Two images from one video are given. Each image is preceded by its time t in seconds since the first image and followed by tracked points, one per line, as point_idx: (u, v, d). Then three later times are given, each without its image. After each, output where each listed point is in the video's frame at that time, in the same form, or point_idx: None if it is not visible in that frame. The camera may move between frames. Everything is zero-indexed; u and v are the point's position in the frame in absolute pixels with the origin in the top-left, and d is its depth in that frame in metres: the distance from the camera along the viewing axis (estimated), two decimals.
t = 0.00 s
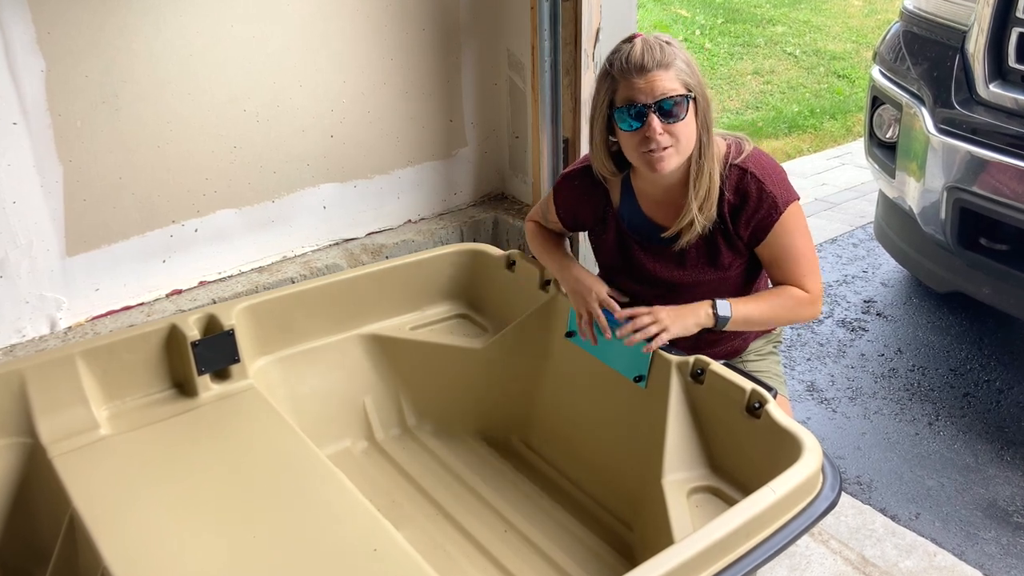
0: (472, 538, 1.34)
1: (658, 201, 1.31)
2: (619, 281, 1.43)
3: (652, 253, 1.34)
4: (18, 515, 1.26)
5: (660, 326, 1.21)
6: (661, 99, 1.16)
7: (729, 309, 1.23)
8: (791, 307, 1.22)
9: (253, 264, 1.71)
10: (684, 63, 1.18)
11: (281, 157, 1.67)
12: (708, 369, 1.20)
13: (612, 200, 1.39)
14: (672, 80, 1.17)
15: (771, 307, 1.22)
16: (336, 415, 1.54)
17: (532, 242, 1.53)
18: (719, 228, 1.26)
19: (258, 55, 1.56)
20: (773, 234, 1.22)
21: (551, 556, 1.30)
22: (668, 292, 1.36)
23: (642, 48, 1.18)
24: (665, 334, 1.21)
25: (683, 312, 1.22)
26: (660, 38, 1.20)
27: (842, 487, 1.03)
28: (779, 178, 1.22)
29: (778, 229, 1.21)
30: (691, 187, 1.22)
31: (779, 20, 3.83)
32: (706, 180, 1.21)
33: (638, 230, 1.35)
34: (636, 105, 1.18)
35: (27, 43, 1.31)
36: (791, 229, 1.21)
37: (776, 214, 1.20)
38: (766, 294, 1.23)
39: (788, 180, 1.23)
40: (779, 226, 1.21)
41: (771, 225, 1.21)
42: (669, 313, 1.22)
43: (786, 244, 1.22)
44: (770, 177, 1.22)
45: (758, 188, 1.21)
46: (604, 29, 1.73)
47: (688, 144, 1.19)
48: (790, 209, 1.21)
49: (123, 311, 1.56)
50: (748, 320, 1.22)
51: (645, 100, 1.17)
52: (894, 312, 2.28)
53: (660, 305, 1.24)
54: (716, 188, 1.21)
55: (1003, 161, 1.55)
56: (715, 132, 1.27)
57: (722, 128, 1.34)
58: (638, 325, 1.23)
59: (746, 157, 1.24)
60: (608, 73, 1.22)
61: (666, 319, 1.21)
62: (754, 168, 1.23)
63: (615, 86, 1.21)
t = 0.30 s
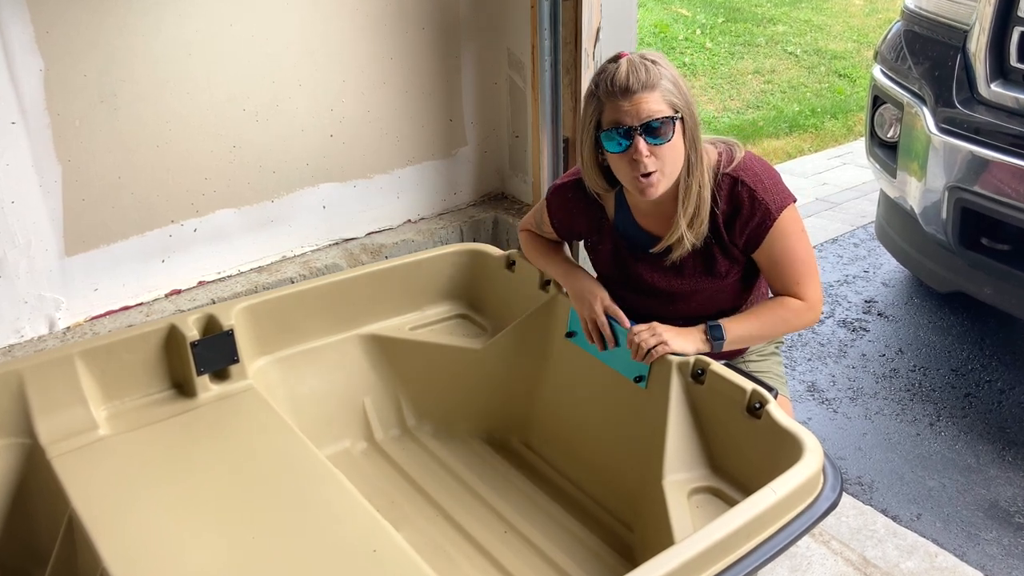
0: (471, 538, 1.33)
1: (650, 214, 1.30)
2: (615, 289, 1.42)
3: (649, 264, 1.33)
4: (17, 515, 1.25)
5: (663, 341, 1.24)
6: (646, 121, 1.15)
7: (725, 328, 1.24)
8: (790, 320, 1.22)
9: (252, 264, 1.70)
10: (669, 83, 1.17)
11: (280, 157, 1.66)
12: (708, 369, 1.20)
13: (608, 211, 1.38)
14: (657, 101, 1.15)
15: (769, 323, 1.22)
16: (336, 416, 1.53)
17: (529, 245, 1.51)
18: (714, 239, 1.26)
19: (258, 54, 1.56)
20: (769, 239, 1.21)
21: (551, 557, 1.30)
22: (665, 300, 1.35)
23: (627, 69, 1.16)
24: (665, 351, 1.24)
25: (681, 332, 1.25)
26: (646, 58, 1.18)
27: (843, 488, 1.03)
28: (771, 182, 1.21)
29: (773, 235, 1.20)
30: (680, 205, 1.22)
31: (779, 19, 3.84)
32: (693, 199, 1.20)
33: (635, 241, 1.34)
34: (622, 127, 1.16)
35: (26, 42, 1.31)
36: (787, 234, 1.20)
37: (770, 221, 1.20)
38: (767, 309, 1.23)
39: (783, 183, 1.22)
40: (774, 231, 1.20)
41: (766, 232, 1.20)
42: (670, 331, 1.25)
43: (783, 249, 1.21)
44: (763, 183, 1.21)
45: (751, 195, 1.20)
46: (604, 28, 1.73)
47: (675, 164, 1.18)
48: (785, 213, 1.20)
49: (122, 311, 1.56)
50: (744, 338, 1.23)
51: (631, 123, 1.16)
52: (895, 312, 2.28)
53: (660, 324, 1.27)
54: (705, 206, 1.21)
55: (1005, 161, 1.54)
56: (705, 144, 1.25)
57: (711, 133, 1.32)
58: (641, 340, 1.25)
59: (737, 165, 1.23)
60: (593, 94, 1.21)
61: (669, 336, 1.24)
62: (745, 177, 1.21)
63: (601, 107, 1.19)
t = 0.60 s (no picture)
0: (471, 539, 1.33)
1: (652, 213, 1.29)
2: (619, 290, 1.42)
3: (653, 264, 1.33)
4: (15, 517, 1.25)
5: (664, 342, 1.23)
6: (641, 124, 1.15)
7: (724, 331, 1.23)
8: (791, 321, 1.22)
9: (251, 264, 1.70)
10: (666, 84, 1.16)
11: (279, 156, 1.66)
12: (709, 370, 1.20)
13: (611, 213, 1.38)
14: (652, 104, 1.14)
15: (769, 324, 1.22)
16: (335, 416, 1.53)
17: (528, 246, 1.51)
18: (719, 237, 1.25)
19: (257, 54, 1.55)
20: (773, 236, 1.20)
21: (551, 558, 1.29)
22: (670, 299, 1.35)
23: (622, 72, 1.16)
24: (666, 351, 1.23)
25: (681, 333, 1.25)
26: (642, 59, 1.17)
27: (844, 488, 1.02)
28: (777, 178, 1.20)
29: (778, 231, 1.19)
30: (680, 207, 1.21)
31: (780, 18, 3.84)
32: (692, 200, 1.19)
33: (638, 242, 1.34)
34: (618, 131, 1.17)
35: (24, 41, 1.30)
36: (790, 231, 1.19)
37: (775, 217, 1.19)
38: (767, 308, 1.23)
39: (788, 179, 1.21)
40: (778, 228, 1.19)
41: (771, 228, 1.20)
42: (671, 332, 1.24)
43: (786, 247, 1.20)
44: (768, 179, 1.20)
45: (755, 191, 1.20)
46: (604, 28, 1.72)
47: (674, 166, 1.17)
48: (790, 210, 1.19)
49: (120, 311, 1.55)
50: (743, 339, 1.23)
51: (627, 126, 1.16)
52: (896, 312, 2.27)
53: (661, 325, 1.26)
54: (705, 207, 1.20)
55: (1007, 161, 1.53)
56: (707, 143, 1.25)
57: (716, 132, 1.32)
58: (641, 340, 1.24)
59: (742, 161, 1.23)
60: (592, 97, 1.21)
61: (669, 337, 1.23)
62: (750, 174, 1.21)
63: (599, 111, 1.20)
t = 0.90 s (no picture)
0: (471, 540, 1.32)
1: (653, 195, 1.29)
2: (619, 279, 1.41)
3: (654, 250, 1.32)
4: (13, 518, 1.24)
5: (664, 343, 1.23)
6: (637, 103, 1.15)
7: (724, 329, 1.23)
8: (791, 313, 1.22)
9: (250, 264, 1.69)
10: (668, 64, 1.15)
11: (278, 156, 1.65)
12: (709, 371, 1.19)
13: (613, 199, 1.37)
14: (650, 84, 1.14)
15: (771, 318, 1.22)
16: (335, 417, 1.52)
17: (530, 246, 1.50)
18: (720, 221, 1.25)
19: (257, 53, 1.55)
20: (775, 220, 1.19)
21: (552, 559, 1.29)
22: (669, 286, 1.34)
23: (624, 50, 1.16)
24: (666, 351, 1.23)
25: (681, 333, 1.25)
26: (648, 37, 1.16)
27: (846, 489, 1.02)
28: (779, 161, 1.20)
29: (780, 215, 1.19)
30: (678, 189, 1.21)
31: (781, 18, 3.84)
32: (692, 181, 1.19)
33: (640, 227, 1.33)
34: (616, 108, 1.17)
35: (23, 40, 1.30)
36: (792, 218, 1.19)
37: (778, 199, 1.18)
38: (768, 300, 1.23)
39: (790, 165, 1.21)
40: (780, 211, 1.19)
41: (773, 212, 1.19)
42: (671, 332, 1.24)
43: (787, 237, 1.20)
44: (771, 161, 1.20)
45: (758, 172, 1.19)
46: (604, 27, 1.71)
47: (671, 147, 1.17)
48: (792, 194, 1.19)
49: (119, 312, 1.55)
50: (743, 335, 1.23)
51: (624, 105, 1.16)
52: (898, 312, 2.27)
53: (661, 325, 1.26)
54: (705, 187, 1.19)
55: (1009, 160, 1.53)
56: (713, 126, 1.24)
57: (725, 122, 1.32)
58: (641, 340, 1.24)
59: (745, 145, 1.23)
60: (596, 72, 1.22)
61: (670, 338, 1.23)
62: (753, 156, 1.21)
63: (599, 87, 1.20)
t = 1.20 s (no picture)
0: (471, 541, 1.32)
1: (663, 180, 1.30)
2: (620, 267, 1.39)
3: (660, 235, 1.31)
4: (10, 519, 1.24)
5: (668, 316, 1.19)
6: (645, 84, 1.15)
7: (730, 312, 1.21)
8: (796, 301, 1.20)
9: (250, 264, 1.69)
10: (680, 47, 1.15)
11: (278, 156, 1.65)
12: (709, 371, 1.19)
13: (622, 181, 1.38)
14: (659, 66, 1.14)
15: (778, 302, 1.20)
16: (334, 417, 1.52)
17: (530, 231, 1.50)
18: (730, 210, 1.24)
19: (256, 53, 1.55)
20: (786, 217, 1.20)
21: (552, 560, 1.28)
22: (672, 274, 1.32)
23: (638, 30, 1.17)
24: (671, 323, 1.19)
25: (687, 305, 1.21)
26: (664, 19, 1.17)
27: (847, 491, 1.01)
28: (793, 160, 1.21)
29: (792, 209, 1.19)
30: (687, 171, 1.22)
31: (782, 17, 3.84)
32: (700, 165, 1.20)
33: (647, 210, 1.33)
34: (625, 88, 1.18)
35: (21, 39, 1.30)
36: (802, 215, 1.19)
37: (790, 197, 1.18)
38: (772, 287, 1.22)
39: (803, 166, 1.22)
40: (792, 209, 1.19)
41: (784, 210, 1.19)
42: (678, 307, 1.20)
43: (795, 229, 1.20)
44: (785, 158, 1.20)
45: (774, 168, 1.20)
46: (604, 25, 1.71)
47: (677, 129, 1.18)
48: (804, 194, 1.19)
49: (118, 312, 1.54)
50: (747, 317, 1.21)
51: (634, 85, 1.17)
52: (899, 312, 2.26)
53: (671, 298, 1.21)
54: (716, 175, 1.20)
55: (1011, 160, 1.52)
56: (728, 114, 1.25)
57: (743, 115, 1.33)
58: (650, 306, 1.19)
59: (761, 139, 1.23)
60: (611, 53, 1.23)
61: (674, 313, 1.19)
62: (769, 150, 1.21)
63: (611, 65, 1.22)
